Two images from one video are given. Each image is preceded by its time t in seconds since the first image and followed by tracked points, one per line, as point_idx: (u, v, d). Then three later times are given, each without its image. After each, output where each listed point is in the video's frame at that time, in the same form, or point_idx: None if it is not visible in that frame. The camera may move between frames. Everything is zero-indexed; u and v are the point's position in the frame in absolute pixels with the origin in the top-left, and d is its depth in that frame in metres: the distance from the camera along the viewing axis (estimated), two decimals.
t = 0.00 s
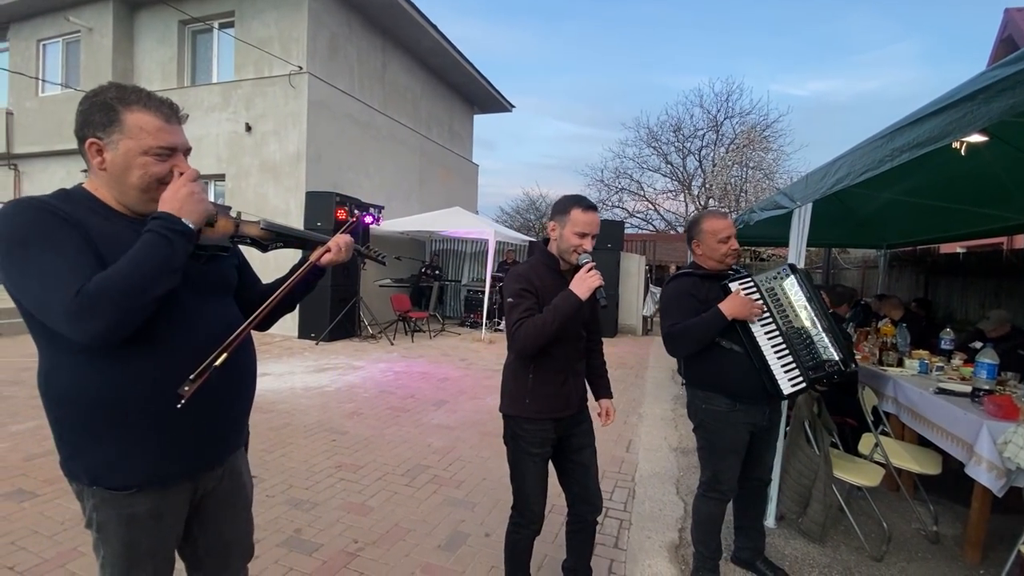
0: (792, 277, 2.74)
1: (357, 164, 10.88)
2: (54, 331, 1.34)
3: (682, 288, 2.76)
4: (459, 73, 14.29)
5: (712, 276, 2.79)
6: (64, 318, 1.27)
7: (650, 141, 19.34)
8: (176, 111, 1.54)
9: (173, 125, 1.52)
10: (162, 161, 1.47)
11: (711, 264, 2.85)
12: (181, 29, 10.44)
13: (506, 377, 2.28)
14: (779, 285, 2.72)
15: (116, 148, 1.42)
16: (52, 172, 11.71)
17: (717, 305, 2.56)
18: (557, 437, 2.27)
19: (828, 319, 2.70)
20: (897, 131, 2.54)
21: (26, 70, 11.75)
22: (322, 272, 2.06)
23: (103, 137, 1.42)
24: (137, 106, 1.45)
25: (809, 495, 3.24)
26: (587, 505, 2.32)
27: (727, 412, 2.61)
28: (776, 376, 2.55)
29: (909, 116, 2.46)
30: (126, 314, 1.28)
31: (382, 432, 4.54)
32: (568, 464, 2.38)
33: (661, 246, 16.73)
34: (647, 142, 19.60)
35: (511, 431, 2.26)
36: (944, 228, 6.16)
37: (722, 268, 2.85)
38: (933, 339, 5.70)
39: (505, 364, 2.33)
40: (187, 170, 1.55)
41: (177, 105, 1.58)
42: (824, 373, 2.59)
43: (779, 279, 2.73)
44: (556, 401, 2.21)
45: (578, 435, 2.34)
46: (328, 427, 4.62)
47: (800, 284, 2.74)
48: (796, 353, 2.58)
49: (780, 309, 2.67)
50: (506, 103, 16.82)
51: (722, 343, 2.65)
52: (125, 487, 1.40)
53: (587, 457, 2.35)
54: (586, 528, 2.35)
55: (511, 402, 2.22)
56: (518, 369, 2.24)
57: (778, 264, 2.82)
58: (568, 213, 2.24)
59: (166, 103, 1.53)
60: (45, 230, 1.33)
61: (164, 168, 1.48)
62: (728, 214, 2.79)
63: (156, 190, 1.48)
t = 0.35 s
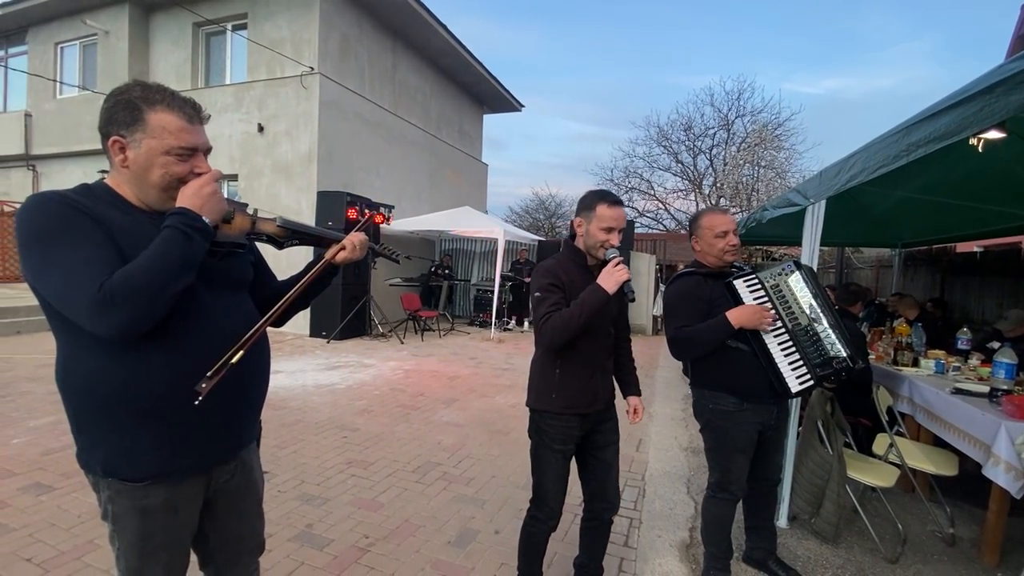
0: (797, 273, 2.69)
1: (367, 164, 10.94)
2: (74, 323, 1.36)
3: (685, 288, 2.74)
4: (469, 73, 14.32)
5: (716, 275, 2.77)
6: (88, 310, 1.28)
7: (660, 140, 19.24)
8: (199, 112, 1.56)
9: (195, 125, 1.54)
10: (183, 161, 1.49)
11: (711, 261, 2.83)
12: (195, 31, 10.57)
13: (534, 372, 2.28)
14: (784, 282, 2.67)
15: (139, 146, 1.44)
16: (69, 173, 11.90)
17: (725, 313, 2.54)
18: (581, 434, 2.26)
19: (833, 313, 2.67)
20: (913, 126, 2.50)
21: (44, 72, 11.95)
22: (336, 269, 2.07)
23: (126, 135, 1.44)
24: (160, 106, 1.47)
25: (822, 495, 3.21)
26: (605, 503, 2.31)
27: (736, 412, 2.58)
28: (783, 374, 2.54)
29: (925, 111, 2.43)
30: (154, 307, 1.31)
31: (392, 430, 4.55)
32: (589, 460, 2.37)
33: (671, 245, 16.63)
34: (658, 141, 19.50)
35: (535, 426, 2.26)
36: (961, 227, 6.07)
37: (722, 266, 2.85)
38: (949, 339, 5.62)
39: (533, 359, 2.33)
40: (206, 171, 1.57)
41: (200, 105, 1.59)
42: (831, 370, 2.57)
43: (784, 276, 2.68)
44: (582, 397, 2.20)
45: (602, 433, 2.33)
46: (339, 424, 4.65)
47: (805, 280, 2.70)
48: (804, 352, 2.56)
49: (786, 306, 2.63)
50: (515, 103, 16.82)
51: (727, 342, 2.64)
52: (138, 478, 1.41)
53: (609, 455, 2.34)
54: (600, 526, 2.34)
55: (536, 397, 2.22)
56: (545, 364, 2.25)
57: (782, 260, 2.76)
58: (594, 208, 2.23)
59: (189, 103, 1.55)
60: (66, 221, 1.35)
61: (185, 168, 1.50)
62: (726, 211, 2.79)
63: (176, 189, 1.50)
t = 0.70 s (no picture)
0: (796, 277, 2.65)
1: (375, 169, 11.01)
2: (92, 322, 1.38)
3: (686, 293, 2.75)
4: (476, 78, 14.38)
5: (716, 279, 2.78)
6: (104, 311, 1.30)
7: (667, 145, 19.23)
8: (221, 118, 1.59)
9: (217, 131, 1.57)
10: (205, 166, 1.52)
11: (709, 265, 2.82)
12: (206, 37, 10.70)
13: (556, 374, 2.28)
14: (782, 286, 2.65)
15: (162, 150, 1.47)
16: (81, 176, 12.05)
17: (725, 325, 2.55)
18: (602, 439, 2.25)
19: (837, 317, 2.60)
20: (921, 131, 2.50)
21: (58, 77, 12.12)
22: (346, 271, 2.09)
23: (150, 139, 1.47)
24: (184, 112, 1.50)
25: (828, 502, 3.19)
26: (616, 508, 2.32)
27: (737, 417, 2.58)
28: (782, 380, 2.52)
29: (933, 115, 2.43)
30: (167, 311, 1.33)
31: (398, 433, 4.56)
32: (606, 465, 2.36)
33: (678, 250, 16.58)
34: (664, 146, 19.49)
35: (556, 427, 2.26)
36: (970, 232, 6.02)
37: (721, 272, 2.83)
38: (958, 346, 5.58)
39: (556, 361, 2.33)
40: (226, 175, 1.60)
41: (221, 111, 1.62)
42: (832, 376, 2.50)
43: (782, 281, 2.65)
44: (604, 400, 2.19)
45: (622, 438, 2.32)
46: (345, 427, 4.67)
47: (804, 283, 2.65)
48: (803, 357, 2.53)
49: (786, 311, 2.60)
50: (522, 108, 16.88)
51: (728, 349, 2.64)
52: (151, 475, 1.43)
53: (626, 460, 2.33)
54: (610, 530, 2.35)
55: (559, 399, 2.22)
56: (568, 366, 2.25)
57: (782, 264, 2.73)
58: (613, 207, 2.27)
59: (212, 109, 1.58)
60: (85, 221, 1.38)
61: (206, 173, 1.53)
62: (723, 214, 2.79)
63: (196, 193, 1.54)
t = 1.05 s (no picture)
0: (795, 285, 2.63)
1: (378, 174, 11.06)
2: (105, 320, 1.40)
3: (684, 301, 2.77)
4: (480, 85, 14.46)
5: (716, 287, 2.77)
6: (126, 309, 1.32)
7: (669, 152, 19.27)
8: (235, 124, 1.61)
9: (230, 137, 1.57)
10: (216, 171, 1.53)
11: (706, 271, 2.83)
12: (212, 43, 10.80)
13: (565, 377, 2.29)
14: (782, 294, 2.62)
15: (176, 155, 1.48)
16: (87, 179, 12.14)
17: (720, 333, 2.54)
18: (609, 445, 2.25)
19: (835, 327, 2.59)
20: (922, 139, 2.51)
21: (65, 81, 12.22)
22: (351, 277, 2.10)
23: (166, 144, 1.48)
24: (198, 118, 1.51)
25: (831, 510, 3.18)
26: (620, 514, 2.31)
27: (734, 423, 2.58)
28: (778, 390, 2.52)
29: (933, 124, 2.44)
30: (184, 308, 1.35)
31: (399, 437, 4.57)
32: (612, 470, 2.36)
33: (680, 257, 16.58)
34: (667, 153, 19.54)
35: (563, 431, 2.26)
36: (972, 241, 6.02)
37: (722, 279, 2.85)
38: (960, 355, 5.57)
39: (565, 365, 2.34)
40: (238, 181, 1.61)
41: (236, 118, 1.64)
42: (830, 385, 2.52)
43: (781, 289, 2.62)
44: (613, 404, 2.20)
45: (628, 444, 2.32)
46: (347, 431, 4.67)
47: (804, 292, 2.63)
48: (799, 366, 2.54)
49: (785, 320, 2.59)
50: (525, 115, 16.95)
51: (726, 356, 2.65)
52: (158, 472, 1.44)
53: (632, 467, 2.34)
54: (614, 536, 2.34)
55: (569, 402, 2.22)
56: (577, 370, 2.25)
57: (782, 271, 2.69)
58: (621, 212, 2.29)
59: (226, 116, 1.59)
60: (100, 223, 1.40)
61: (217, 178, 1.53)
62: (722, 220, 2.80)
63: (209, 197, 1.55)
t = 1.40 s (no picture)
0: (802, 293, 2.62)
1: (381, 178, 11.09)
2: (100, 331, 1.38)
3: (689, 303, 2.77)
4: (483, 90, 14.52)
5: (723, 291, 2.78)
6: (48, 351, 1.30)
7: (671, 159, 19.32)
8: (255, 130, 1.65)
9: (250, 141, 1.62)
10: (239, 172, 1.56)
11: (718, 276, 2.82)
12: (218, 46, 10.87)
13: (557, 381, 2.29)
14: (788, 301, 2.62)
15: (201, 157, 1.51)
16: (91, 180, 12.19)
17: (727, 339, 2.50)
18: (602, 450, 2.24)
19: (840, 338, 2.56)
20: (922, 148, 2.51)
21: (70, 83, 12.29)
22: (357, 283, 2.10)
23: (190, 147, 1.51)
24: (223, 122, 1.56)
25: (830, 519, 3.17)
26: (618, 521, 2.30)
27: (733, 430, 2.58)
28: (781, 398, 2.51)
29: (933, 133, 2.44)
30: (109, 381, 1.31)
31: (398, 441, 4.56)
32: (606, 477, 2.35)
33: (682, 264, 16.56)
34: (668, 160, 19.58)
35: (557, 435, 2.26)
36: (974, 251, 6.01)
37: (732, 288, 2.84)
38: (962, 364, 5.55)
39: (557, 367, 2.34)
40: (257, 184, 1.64)
41: (256, 126, 1.69)
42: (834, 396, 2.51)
43: (788, 297, 2.62)
44: (604, 407, 2.19)
45: (621, 449, 2.30)
46: (346, 434, 4.66)
47: (811, 300, 2.62)
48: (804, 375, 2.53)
49: (791, 328, 2.58)
50: (528, 121, 17.01)
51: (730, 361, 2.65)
52: (162, 473, 1.43)
53: (628, 475, 2.32)
54: (611, 544, 2.33)
55: (559, 404, 2.23)
56: (569, 371, 2.25)
57: (790, 278, 2.70)
58: (609, 217, 2.30)
59: (246, 121, 1.64)
60: (95, 241, 1.36)
61: (240, 178, 1.57)
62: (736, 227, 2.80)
63: (230, 200, 1.57)
